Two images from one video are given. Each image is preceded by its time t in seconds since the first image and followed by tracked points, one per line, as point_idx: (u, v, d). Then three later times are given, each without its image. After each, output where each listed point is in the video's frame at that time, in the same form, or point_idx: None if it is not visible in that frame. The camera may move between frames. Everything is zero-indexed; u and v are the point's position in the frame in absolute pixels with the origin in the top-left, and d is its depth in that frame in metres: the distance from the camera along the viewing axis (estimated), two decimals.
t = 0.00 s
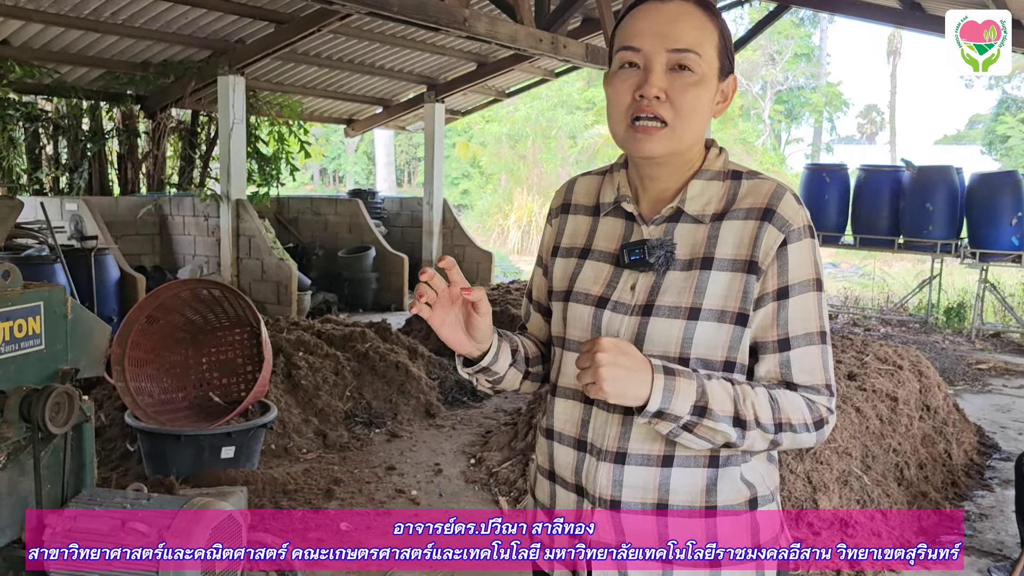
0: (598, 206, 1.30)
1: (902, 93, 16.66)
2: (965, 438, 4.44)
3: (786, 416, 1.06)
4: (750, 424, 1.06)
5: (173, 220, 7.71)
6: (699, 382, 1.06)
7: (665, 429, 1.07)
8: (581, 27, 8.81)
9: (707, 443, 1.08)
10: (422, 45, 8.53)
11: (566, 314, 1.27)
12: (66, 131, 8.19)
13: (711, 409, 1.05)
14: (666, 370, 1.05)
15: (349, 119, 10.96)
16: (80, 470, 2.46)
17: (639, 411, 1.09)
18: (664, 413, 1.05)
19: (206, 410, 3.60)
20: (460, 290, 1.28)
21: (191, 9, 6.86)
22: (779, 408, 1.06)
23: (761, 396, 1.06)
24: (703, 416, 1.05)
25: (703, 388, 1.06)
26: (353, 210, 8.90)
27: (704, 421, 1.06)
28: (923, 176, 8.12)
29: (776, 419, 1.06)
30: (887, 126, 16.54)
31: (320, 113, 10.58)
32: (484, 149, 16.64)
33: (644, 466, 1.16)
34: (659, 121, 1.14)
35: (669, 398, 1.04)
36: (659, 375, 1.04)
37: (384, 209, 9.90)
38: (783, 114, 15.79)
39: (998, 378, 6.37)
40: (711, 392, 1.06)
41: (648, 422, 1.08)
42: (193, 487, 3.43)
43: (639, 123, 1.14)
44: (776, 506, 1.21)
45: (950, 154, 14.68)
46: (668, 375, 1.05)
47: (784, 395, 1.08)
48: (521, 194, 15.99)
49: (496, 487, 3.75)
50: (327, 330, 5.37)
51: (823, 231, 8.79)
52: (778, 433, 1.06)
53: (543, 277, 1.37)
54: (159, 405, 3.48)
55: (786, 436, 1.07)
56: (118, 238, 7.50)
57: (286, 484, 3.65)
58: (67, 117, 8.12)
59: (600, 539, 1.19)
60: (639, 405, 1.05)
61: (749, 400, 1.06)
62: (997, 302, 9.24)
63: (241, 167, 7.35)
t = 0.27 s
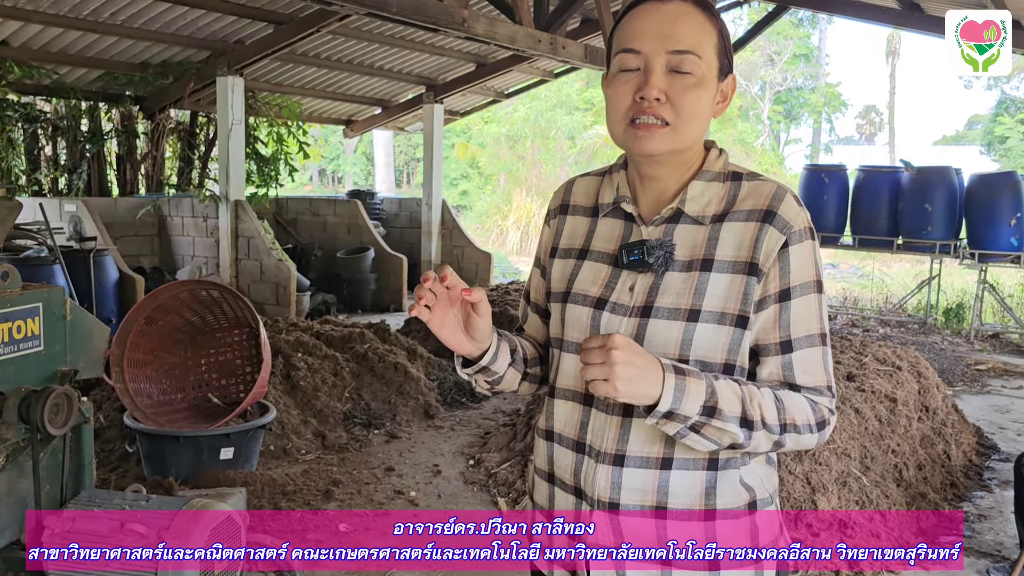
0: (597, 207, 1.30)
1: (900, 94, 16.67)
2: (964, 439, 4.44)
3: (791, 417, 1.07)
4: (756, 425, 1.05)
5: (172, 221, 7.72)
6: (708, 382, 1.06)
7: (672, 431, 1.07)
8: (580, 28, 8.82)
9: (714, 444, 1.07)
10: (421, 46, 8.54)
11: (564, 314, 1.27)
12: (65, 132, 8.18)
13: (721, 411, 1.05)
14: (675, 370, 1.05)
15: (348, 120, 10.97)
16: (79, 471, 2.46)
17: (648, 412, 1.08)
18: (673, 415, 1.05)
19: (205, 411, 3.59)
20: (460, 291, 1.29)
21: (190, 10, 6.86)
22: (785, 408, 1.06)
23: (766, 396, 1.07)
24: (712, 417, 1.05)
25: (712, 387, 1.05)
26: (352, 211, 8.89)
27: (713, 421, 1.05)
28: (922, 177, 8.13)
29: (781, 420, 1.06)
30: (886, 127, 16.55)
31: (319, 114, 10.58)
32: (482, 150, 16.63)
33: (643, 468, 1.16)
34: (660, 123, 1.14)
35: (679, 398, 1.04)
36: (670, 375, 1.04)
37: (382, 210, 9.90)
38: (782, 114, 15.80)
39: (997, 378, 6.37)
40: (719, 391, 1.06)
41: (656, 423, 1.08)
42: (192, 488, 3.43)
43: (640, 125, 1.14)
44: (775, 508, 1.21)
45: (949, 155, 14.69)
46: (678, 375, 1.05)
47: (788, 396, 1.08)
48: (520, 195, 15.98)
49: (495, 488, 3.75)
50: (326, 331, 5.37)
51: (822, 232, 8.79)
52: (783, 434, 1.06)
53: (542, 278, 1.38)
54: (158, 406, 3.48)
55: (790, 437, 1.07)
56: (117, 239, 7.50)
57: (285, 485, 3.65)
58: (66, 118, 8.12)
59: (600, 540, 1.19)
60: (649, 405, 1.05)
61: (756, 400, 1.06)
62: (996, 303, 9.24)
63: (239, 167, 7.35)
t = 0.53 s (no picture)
0: (592, 207, 1.30)
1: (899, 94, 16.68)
2: (962, 438, 4.44)
3: (799, 410, 1.07)
4: (770, 412, 1.05)
5: (170, 221, 7.71)
6: (729, 363, 1.05)
7: (691, 415, 1.05)
8: (578, 28, 8.82)
9: (728, 430, 1.05)
10: (420, 45, 8.53)
11: (560, 315, 1.26)
12: (63, 132, 8.16)
13: (744, 388, 1.04)
14: (700, 349, 1.04)
15: (347, 120, 10.97)
16: (76, 471, 2.45)
17: (668, 388, 1.06)
18: (697, 393, 1.03)
19: (203, 411, 3.58)
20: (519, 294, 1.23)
21: (188, 9, 6.85)
22: (793, 400, 1.07)
23: (777, 386, 1.07)
24: (734, 397, 1.03)
25: (733, 368, 1.05)
26: (351, 211, 8.89)
27: (734, 402, 1.04)
28: (920, 177, 8.13)
29: (790, 412, 1.07)
30: (884, 127, 16.57)
31: (317, 113, 10.57)
32: (481, 150, 16.62)
33: (640, 469, 1.16)
34: (658, 121, 1.13)
35: (705, 374, 1.02)
36: (696, 351, 1.03)
37: (381, 209, 9.89)
38: (780, 114, 15.81)
39: (995, 378, 6.38)
40: (740, 373, 1.05)
41: (675, 405, 1.05)
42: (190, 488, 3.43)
43: (638, 123, 1.13)
44: (771, 508, 1.21)
45: (947, 154, 14.70)
46: (703, 353, 1.03)
47: (793, 389, 1.09)
48: (518, 195, 15.99)
49: (493, 488, 3.75)
50: (324, 331, 5.37)
51: (820, 232, 8.79)
52: (790, 427, 1.07)
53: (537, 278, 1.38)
54: (156, 406, 3.47)
55: (795, 430, 1.07)
56: (115, 239, 7.49)
57: (283, 485, 3.64)
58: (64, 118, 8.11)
59: (598, 540, 1.18)
60: (676, 379, 1.03)
61: (769, 388, 1.06)
62: (994, 303, 9.25)
63: (238, 167, 7.34)
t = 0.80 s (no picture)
0: (588, 207, 1.29)
1: (897, 93, 16.68)
2: (962, 437, 4.44)
3: (800, 407, 1.08)
4: (772, 413, 1.06)
5: (169, 220, 7.70)
6: (732, 367, 1.06)
7: (695, 418, 1.06)
8: (577, 27, 8.82)
9: (731, 433, 1.07)
10: (418, 45, 8.53)
11: (559, 318, 1.26)
12: (61, 131, 8.15)
13: (746, 394, 1.05)
14: (704, 354, 1.05)
15: (345, 119, 10.96)
16: (74, 471, 2.45)
17: (672, 394, 1.06)
18: (700, 400, 1.04)
19: (202, 410, 3.57)
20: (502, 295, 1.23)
21: (187, 9, 6.84)
22: (795, 399, 1.08)
23: (779, 385, 1.08)
24: (737, 401, 1.05)
25: (736, 372, 1.05)
26: (350, 211, 8.88)
27: (737, 407, 1.05)
28: (919, 176, 8.13)
29: (792, 410, 1.07)
30: (883, 126, 16.59)
31: (316, 113, 10.55)
32: (480, 149, 16.61)
33: (643, 470, 1.16)
34: (656, 116, 1.13)
35: (707, 382, 1.03)
36: (699, 357, 1.03)
37: (380, 209, 9.88)
38: (779, 113, 15.81)
39: (994, 377, 6.38)
40: (743, 377, 1.05)
41: (680, 409, 1.06)
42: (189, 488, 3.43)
43: (637, 120, 1.13)
44: (773, 507, 1.21)
45: (946, 153, 14.71)
46: (707, 359, 1.04)
47: (796, 386, 1.09)
48: (517, 194, 15.99)
49: (492, 487, 3.75)
50: (323, 330, 5.37)
51: (819, 231, 8.79)
52: (793, 424, 1.07)
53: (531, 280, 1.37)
54: (155, 406, 3.46)
55: (798, 428, 1.08)
56: (113, 238, 7.48)
57: (282, 484, 3.64)
58: (62, 117, 8.10)
59: (600, 541, 1.18)
60: (679, 388, 1.03)
61: (770, 389, 1.07)
62: (993, 301, 9.26)
63: (236, 166, 7.33)
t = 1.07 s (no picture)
0: (585, 207, 1.29)
1: (896, 92, 16.70)
2: (959, 436, 4.45)
3: (808, 398, 1.08)
4: (788, 399, 1.05)
5: (167, 220, 7.69)
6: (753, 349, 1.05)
7: (715, 399, 1.04)
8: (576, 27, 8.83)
9: (749, 417, 1.05)
10: (417, 44, 8.53)
11: (557, 316, 1.26)
12: (60, 131, 8.14)
13: (768, 375, 1.04)
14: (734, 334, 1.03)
15: (344, 118, 10.95)
16: (73, 471, 2.44)
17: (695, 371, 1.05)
18: (726, 378, 1.02)
19: (200, 410, 3.59)
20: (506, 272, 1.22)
21: (185, 8, 6.84)
22: (804, 389, 1.07)
23: (791, 373, 1.07)
24: (758, 383, 1.03)
25: (758, 354, 1.05)
26: (348, 210, 8.88)
27: (758, 388, 1.04)
28: (917, 175, 8.14)
29: (802, 399, 1.07)
30: (882, 125, 16.61)
31: (314, 112, 10.55)
32: (478, 148, 16.61)
33: (641, 468, 1.16)
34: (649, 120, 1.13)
35: (735, 359, 1.02)
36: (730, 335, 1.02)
37: (378, 208, 9.89)
38: (778, 113, 15.82)
39: (992, 376, 6.39)
40: (764, 359, 1.05)
41: (702, 388, 1.04)
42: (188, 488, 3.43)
43: (630, 125, 1.13)
44: (770, 505, 1.21)
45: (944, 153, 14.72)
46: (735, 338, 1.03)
47: (803, 379, 1.09)
48: (516, 194, 16.00)
49: (491, 487, 3.76)
50: (321, 330, 5.37)
51: (818, 231, 8.79)
52: (802, 414, 1.07)
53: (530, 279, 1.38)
54: (154, 405, 3.46)
55: (805, 418, 1.08)
56: (112, 238, 7.47)
57: (281, 484, 3.64)
58: (60, 117, 8.09)
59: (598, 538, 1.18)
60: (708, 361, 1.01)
61: (784, 376, 1.06)
62: (991, 301, 9.27)
63: (235, 166, 7.33)
